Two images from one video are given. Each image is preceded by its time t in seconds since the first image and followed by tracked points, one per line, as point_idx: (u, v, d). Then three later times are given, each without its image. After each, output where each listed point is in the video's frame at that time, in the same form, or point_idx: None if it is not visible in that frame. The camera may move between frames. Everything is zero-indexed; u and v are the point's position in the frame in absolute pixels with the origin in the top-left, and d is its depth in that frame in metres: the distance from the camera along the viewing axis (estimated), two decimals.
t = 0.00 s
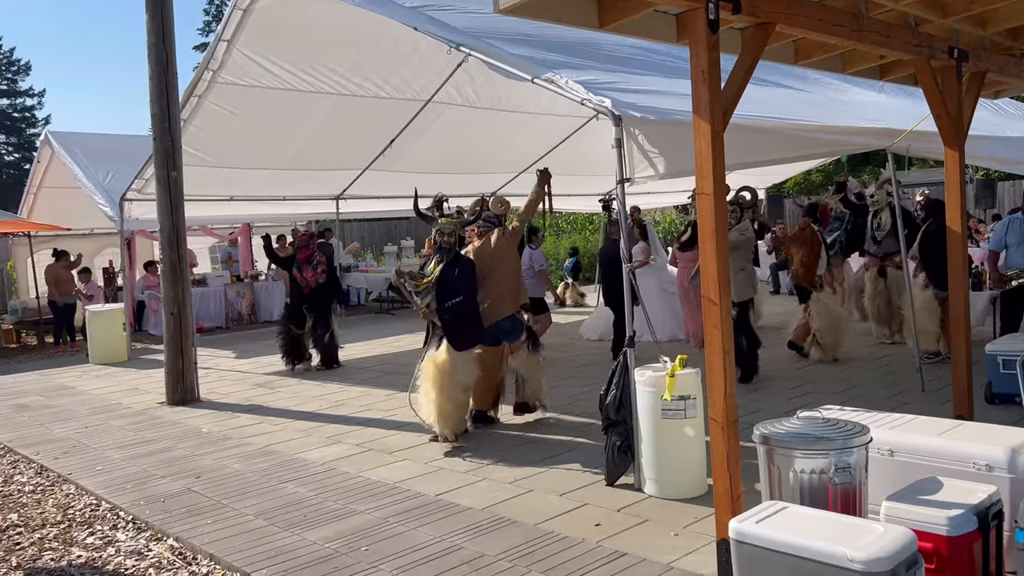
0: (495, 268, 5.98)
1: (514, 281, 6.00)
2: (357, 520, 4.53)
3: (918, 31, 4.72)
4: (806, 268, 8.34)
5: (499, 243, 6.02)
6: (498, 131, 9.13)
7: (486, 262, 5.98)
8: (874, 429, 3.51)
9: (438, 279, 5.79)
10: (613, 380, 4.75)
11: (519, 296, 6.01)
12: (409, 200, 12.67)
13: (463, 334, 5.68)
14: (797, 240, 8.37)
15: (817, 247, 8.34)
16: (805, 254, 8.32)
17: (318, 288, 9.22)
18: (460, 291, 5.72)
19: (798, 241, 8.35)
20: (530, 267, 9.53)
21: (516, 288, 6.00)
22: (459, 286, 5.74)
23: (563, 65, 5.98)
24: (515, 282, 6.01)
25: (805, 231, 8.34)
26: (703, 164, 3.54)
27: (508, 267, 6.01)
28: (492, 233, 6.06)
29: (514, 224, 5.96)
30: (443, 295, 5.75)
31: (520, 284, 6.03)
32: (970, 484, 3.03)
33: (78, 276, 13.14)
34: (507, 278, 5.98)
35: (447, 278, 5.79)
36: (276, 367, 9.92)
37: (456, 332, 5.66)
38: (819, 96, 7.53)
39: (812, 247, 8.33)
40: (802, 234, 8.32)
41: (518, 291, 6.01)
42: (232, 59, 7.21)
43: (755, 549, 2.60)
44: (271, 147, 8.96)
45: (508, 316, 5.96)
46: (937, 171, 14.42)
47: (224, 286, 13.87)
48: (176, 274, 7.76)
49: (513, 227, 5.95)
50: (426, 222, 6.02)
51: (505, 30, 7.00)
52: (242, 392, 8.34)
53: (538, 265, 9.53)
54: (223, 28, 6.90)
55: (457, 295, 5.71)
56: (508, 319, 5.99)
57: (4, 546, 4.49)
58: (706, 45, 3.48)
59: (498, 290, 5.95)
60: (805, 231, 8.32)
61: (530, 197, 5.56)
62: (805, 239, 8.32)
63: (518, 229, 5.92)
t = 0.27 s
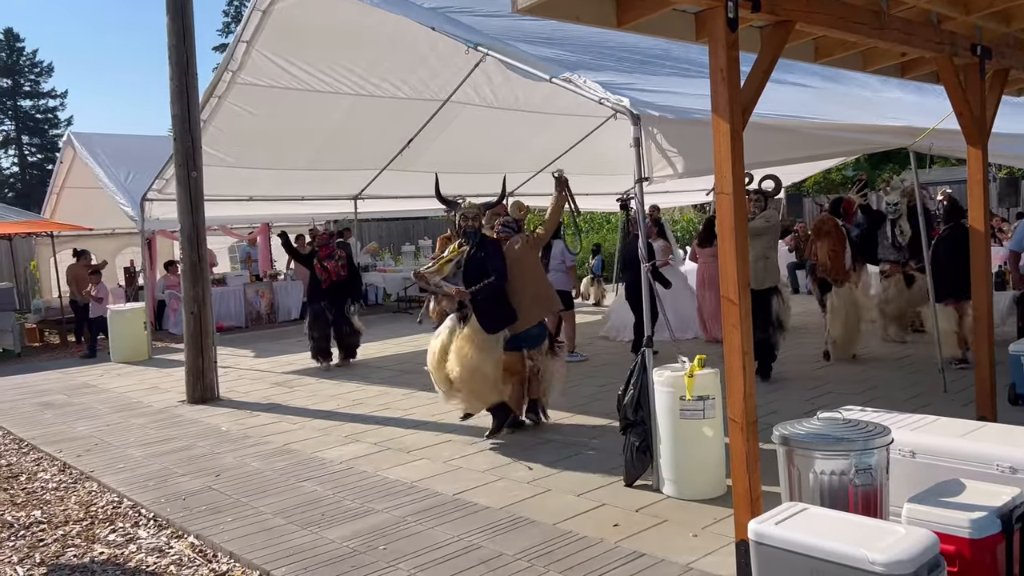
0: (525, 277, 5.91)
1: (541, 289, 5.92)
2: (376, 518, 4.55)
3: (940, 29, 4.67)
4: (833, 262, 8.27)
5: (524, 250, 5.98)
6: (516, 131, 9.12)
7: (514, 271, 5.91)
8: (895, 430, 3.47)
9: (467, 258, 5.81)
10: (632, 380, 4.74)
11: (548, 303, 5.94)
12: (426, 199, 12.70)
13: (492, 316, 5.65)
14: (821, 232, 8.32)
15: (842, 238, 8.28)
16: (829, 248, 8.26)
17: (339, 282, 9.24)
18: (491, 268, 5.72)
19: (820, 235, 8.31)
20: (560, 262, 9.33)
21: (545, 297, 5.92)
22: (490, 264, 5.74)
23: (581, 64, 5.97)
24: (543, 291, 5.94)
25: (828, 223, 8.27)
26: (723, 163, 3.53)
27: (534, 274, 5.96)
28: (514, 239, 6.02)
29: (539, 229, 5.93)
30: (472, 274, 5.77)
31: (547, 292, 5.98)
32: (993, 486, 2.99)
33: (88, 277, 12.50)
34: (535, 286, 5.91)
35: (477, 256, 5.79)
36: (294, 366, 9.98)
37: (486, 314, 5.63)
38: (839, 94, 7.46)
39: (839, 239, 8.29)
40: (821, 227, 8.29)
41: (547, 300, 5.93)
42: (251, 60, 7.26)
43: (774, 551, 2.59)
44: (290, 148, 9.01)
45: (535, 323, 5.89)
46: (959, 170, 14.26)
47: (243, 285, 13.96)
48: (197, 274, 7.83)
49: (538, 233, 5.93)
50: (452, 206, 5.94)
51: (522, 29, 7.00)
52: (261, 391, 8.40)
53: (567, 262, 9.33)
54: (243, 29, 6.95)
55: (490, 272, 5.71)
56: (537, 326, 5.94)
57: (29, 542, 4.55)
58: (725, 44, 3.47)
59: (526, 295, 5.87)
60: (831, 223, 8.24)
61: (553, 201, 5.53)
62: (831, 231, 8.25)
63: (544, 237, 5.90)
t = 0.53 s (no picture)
0: (544, 259, 5.86)
1: (559, 270, 5.89)
2: (391, 517, 4.57)
3: (958, 27, 4.63)
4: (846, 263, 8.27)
5: (545, 232, 5.90)
6: (530, 131, 9.12)
7: (535, 254, 5.86)
8: (912, 431, 3.45)
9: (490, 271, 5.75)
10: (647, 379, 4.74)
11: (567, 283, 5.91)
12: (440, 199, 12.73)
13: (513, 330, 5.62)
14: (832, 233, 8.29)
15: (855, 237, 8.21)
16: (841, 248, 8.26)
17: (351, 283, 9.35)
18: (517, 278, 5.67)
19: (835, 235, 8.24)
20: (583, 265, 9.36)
21: (563, 278, 5.89)
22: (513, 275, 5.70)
23: (595, 64, 5.96)
24: (562, 270, 5.92)
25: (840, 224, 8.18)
26: (738, 162, 3.51)
27: (554, 255, 5.92)
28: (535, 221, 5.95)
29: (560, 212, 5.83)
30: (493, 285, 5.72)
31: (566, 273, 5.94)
32: (1012, 488, 2.97)
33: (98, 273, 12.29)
34: (554, 267, 5.88)
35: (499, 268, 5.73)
36: (309, 365, 10.03)
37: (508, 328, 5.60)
38: (855, 92, 7.42)
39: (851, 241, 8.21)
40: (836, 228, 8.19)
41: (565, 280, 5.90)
42: (266, 61, 7.30)
43: (790, 551, 2.58)
44: (305, 148, 9.06)
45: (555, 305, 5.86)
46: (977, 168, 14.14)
47: (258, 285, 14.05)
48: (212, 274, 7.88)
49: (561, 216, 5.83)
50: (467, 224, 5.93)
51: (536, 29, 7.00)
52: (276, 390, 8.45)
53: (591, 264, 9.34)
54: (258, 31, 7.00)
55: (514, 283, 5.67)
56: (557, 308, 5.89)
57: (48, 539, 4.60)
58: (740, 44, 3.46)
59: (548, 278, 5.84)
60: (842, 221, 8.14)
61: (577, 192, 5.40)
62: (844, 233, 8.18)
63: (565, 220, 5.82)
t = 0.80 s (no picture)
0: (566, 273, 5.79)
1: (582, 287, 5.82)
2: (401, 515, 4.59)
3: (972, 24, 4.60)
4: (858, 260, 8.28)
5: (569, 247, 5.85)
6: (540, 129, 9.12)
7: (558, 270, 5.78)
8: (926, 430, 3.43)
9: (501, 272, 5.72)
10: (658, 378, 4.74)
11: (589, 301, 5.84)
12: (451, 197, 12.75)
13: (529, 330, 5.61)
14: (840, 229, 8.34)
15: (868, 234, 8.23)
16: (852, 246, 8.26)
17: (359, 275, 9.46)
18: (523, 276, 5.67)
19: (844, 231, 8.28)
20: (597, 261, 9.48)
21: (585, 295, 5.82)
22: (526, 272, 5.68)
23: (606, 62, 5.95)
24: (584, 287, 5.84)
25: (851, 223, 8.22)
26: (750, 160, 3.50)
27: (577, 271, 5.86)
28: (559, 237, 5.87)
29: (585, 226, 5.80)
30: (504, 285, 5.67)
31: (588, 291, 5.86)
32: None
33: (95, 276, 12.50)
34: (577, 284, 5.81)
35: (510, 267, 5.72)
36: (321, 363, 10.07)
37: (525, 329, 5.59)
38: (868, 90, 7.38)
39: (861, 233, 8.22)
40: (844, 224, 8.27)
41: (588, 297, 5.83)
42: (277, 60, 7.33)
43: (802, 550, 2.57)
44: (316, 147, 9.09)
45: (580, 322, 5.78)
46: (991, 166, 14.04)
47: (270, 283, 14.10)
48: (224, 272, 7.92)
49: (586, 231, 5.79)
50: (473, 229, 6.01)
51: (547, 27, 7.00)
52: (287, 388, 8.49)
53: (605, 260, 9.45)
54: (270, 30, 7.03)
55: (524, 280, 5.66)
56: (578, 325, 5.77)
57: (62, 536, 4.63)
58: (752, 42, 3.45)
59: (572, 295, 5.77)
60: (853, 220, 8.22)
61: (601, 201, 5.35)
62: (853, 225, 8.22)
63: (590, 235, 5.73)
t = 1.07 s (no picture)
0: (565, 258, 5.77)
1: (581, 272, 5.78)
2: (408, 511, 4.59)
3: (981, 18, 4.58)
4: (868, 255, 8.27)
5: (571, 231, 5.79)
6: (547, 125, 9.11)
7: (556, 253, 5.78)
8: (934, 426, 3.42)
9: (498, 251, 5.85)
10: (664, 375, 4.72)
11: (588, 286, 5.82)
12: (457, 195, 12.75)
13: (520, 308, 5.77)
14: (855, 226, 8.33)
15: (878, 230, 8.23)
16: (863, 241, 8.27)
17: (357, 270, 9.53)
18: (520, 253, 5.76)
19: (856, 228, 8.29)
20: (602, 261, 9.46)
21: (584, 279, 5.79)
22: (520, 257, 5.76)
23: (613, 57, 5.94)
24: (584, 274, 5.79)
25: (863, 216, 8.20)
26: (757, 155, 3.49)
27: (579, 255, 5.81)
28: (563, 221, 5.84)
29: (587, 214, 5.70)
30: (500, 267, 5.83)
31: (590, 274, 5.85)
32: None
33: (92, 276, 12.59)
34: (576, 269, 5.77)
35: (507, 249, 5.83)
36: (327, 360, 10.09)
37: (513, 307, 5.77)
38: (876, 86, 7.35)
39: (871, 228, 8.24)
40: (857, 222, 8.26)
41: (586, 283, 5.80)
42: (284, 57, 7.34)
43: (808, 546, 2.56)
44: (322, 144, 9.10)
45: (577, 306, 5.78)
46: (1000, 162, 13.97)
47: (277, 280, 14.14)
48: (231, 269, 7.93)
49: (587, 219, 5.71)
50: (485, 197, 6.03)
51: (553, 23, 6.99)
52: (294, 384, 8.51)
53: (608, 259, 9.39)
54: (276, 27, 7.04)
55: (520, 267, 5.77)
56: (579, 311, 5.81)
57: (70, 531, 4.65)
58: (759, 36, 3.43)
59: (569, 280, 5.76)
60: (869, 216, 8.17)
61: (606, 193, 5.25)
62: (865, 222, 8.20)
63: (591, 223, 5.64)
